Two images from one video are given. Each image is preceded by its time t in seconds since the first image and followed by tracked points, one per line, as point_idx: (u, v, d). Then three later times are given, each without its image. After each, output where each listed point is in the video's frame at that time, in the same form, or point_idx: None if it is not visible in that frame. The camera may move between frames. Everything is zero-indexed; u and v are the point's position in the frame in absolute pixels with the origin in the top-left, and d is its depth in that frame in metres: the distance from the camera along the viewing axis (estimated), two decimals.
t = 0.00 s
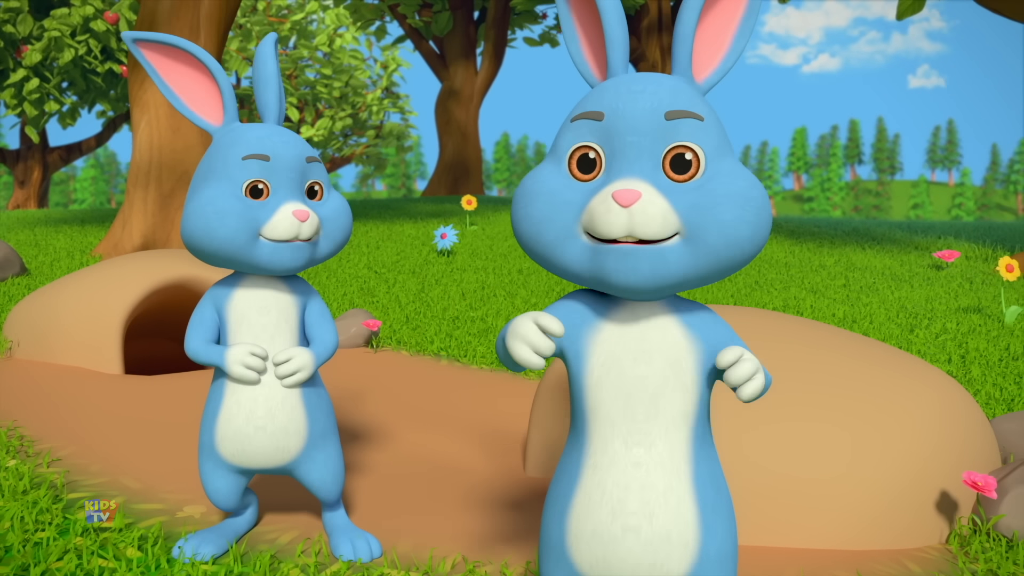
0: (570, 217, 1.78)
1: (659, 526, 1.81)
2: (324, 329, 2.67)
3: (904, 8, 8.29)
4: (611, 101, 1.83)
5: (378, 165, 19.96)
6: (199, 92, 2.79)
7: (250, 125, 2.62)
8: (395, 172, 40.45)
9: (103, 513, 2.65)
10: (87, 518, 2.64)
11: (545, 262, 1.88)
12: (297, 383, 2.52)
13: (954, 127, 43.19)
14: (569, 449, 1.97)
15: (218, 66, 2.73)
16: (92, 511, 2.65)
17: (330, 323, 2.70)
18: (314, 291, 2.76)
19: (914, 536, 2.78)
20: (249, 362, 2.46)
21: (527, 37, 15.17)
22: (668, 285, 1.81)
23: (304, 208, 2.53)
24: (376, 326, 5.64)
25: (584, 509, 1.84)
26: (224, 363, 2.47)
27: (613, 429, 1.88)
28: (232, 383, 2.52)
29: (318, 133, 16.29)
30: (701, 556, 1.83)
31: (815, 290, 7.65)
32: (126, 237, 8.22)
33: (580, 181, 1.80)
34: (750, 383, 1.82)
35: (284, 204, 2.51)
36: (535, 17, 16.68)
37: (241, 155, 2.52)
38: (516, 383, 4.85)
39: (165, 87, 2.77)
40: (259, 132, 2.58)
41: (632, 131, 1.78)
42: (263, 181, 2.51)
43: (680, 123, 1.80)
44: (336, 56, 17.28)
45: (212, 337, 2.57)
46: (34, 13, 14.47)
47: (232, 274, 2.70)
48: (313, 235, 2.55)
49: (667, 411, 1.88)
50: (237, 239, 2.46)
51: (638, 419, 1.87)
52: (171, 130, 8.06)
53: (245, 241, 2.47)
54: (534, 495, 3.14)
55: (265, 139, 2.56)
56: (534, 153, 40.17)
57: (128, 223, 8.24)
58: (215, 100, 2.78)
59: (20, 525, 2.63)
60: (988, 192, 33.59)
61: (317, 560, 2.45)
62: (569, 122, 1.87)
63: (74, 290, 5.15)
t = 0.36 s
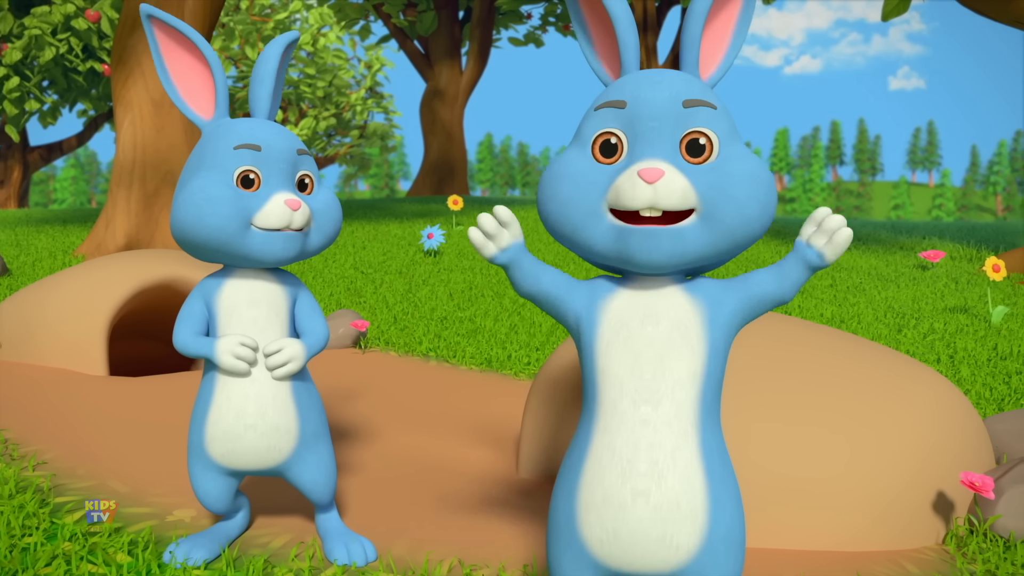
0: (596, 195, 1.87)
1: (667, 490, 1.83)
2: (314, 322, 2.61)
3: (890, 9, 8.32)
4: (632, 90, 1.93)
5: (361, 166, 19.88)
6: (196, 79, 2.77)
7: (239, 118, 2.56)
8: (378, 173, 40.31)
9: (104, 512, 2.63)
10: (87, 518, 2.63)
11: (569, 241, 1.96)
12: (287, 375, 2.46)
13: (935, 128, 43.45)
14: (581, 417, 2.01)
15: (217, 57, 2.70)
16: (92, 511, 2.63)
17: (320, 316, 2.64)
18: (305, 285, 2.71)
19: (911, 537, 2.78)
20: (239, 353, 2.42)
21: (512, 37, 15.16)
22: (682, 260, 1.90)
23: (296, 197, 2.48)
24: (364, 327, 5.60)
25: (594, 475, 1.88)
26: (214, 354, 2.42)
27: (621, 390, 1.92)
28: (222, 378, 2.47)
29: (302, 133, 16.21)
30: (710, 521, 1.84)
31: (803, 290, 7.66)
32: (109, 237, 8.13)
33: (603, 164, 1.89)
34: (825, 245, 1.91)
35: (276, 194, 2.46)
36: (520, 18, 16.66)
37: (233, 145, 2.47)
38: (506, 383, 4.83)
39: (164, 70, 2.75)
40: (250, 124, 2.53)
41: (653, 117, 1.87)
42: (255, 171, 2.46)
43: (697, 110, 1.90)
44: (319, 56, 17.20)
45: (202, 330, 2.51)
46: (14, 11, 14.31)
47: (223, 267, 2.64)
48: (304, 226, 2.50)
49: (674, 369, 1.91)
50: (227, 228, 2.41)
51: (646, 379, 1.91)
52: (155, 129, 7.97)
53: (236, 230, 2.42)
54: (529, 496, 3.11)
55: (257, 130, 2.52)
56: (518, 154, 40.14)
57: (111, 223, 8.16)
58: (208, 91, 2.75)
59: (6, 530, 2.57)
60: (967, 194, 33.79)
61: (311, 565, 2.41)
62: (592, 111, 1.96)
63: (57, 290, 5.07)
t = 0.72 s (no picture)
0: (594, 235, 1.82)
1: (674, 519, 1.81)
2: (306, 317, 2.57)
3: (875, 9, 8.37)
4: (631, 116, 1.87)
5: (345, 165, 19.80)
6: (190, 77, 2.73)
7: (234, 116, 2.54)
8: (361, 173, 40.21)
9: (102, 513, 2.68)
10: (87, 518, 2.67)
11: (569, 271, 1.92)
12: (279, 368, 2.42)
13: (915, 130, 43.73)
14: (581, 447, 1.97)
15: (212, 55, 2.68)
16: (92, 511, 2.69)
17: (313, 312, 2.60)
18: (297, 283, 2.67)
19: (908, 539, 2.77)
20: (231, 345, 2.37)
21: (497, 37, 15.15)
22: (687, 295, 1.89)
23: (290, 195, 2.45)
24: (352, 327, 5.56)
25: (597, 502, 1.85)
26: (205, 346, 2.38)
27: (624, 423, 1.89)
28: (213, 374, 2.43)
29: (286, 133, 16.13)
30: (716, 549, 1.83)
31: (790, 291, 7.67)
32: (92, 236, 8.05)
33: (602, 195, 1.84)
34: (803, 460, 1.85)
35: (270, 190, 2.42)
36: (505, 18, 16.65)
37: (228, 141, 2.44)
38: (497, 384, 4.80)
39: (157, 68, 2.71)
40: (246, 121, 2.51)
41: (655, 147, 1.82)
42: (249, 167, 2.42)
43: (702, 137, 1.85)
44: (303, 56, 17.12)
45: (192, 323, 2.47)
46: None
47: (214, 262, 2.60)
48: (298, 223, 2.46)
49: (678, 404, 1.89)
50: (220, 221, 2.37)
51: (649, 412, 1.88)
52: (139, 127, 7.91)
53: (229, 224, 2.38)
54: (522, 499, 3.09)
55: (252, 127, 2.49)
56: (502, 154, 40.12)
57: (94, 223, 8.07)
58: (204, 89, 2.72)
59: None
60: (948, 194, 34.01)
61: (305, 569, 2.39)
62: (589, 135, 1.90)
63: (41, 291, 5.00)
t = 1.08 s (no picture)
0: (597, 229, 1.79)
1: (676, 523, 1.79)
2: (300, 316, 2.54)
3: (862, 11, 8.42)
4: (636, 113, 1.85)
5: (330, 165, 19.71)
6: (183, 74, 2.70)
7: (227, 113, 2.50)
8: (345, 173, 40.08)
9: (104, 512, 2.69)
10: (88, 517, 2.68)
11: (570, 269, 1.89)
12: (274, 367, 2.39)
13: (898, 131, 43.97)
14: (581, 446, 1.95)
15: (203, 49, 2.64)
16: (93, 511, 2.70)
17: (307, 310, 2.57)
18: (291, 281, 2.64)
19: (906, 540, 2.76)
20: (225, 344, 2.34)
21: (484, 37, 15.14)
22: (691, 293, 1.85)
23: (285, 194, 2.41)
24: (341, 328, 5.53)
25: (598, 506, 1.82)
26: (198, 346, 2.34)
27: (625, 420, 1.87)
28: (207, 375, 2.39)
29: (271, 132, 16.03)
30: (719, 553, 1.81)
31: (778, 290, 7.68)
32: (76, 236, 7.97)
33: (606, 191, 1.81)
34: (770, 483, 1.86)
35: (264, 189, 2.39)
36: (492, 18, 16.64)
37: (222, 138, 2.40)
38: (488, 385, 4.78)
39: (148, 65, 2.67)
40: (239, 118, 2.47)
41: (660, 144, 1.80)
42: (243, 165, 2.39)
43: (707, 135, 1.83)
44: (289, 55, 17.04)
45: (186, 323, 2.43)
46: None
47: (208, 261, 2.56)
48: (292, 222, 2.43)
49: (679, 401, 1.87)
50: (215, 220, 2.33)
51: (650, 409, 1.86)
52: (124, 127, 7.84)
53: (223, 223, 2.34)
54: (517, 502, 3.06)
55: (247, 124, 2.45)
56: (486, 154, 40.04)
57: (78, 222, 7.99)
58: (196, 85, 2.69)
59: None
60: (930, 195, 34.17)
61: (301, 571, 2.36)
62: (592, 134, 1.89)
63: (26, 291, 4.93)
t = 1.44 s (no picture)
0: (587, 250, 1.70)
1: (686, 556, 1.77)
2: (296, 320, 2.50)
3: (847, 12, 8.47)
4: (634, 115, 1.76)
5: (313, 165, 19.62)
6: (175, 69, 2.66)
7: (218, 109, 2.46)
8: (327, 173, 39.91)
9: (101, 513, 2.68)
10: (88, 517, 2.67)
11: (560, 292, 1.81)
12: (268, 374, 2.36)
13: (878, 132, 44.25)
14: (585, 467, 1.92)
15: (196, 44, 2.61)
16: (93, 511, 2.69)
17: (302, 315, 2.54)
18: (284, 284, 2.60)
19: (904, 541, 2.75)
20: (219, 351, 2.30)
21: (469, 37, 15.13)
22: (697, 317, 1.76)
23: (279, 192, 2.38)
24: (329, 328, 5.48)
25: (605, 537, 1.79)
26: (191, 353, 2.30)
27: (634, 454, 1.83)
28: (200, 379, 2.35)
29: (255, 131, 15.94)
30: None
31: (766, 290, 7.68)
32: (59, 237, 7.86)
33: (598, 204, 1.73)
34: (740, 506, 1.76)
35: (258, 187, 2.36)
36: (477, 17, 16.64)
37: (213, 136, 2.36)
38: (478, 386, 4.75)
39: (139, 58, 2.63)
40: (230, 115, 2.43)
41: (659, 152, 1.71)
42: (236, 164, 2.36)
43: (713, 140, 1.74)
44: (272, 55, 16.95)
45: (178, 328, 2.39)
46: None
47: (200, 263, 2.52)
48: (287, 221, 2.40)
49: (691, 434, 1.83)
50: (207, 221, 2.29)
51: (661, 443, 1.83)
52: (108, 126, 7.77)
53: (217, 223, 2.30)
54: (512, 506, 3.03)
55: (239, 121, 2.41)
56: (469, 155, 39.97)
57: (61, 222, 7.90)
58: (188, 80, 2.65)
59: None
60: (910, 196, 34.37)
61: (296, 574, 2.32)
62: (586, 137, 1.79)
63: (8, 292, 4.86)
